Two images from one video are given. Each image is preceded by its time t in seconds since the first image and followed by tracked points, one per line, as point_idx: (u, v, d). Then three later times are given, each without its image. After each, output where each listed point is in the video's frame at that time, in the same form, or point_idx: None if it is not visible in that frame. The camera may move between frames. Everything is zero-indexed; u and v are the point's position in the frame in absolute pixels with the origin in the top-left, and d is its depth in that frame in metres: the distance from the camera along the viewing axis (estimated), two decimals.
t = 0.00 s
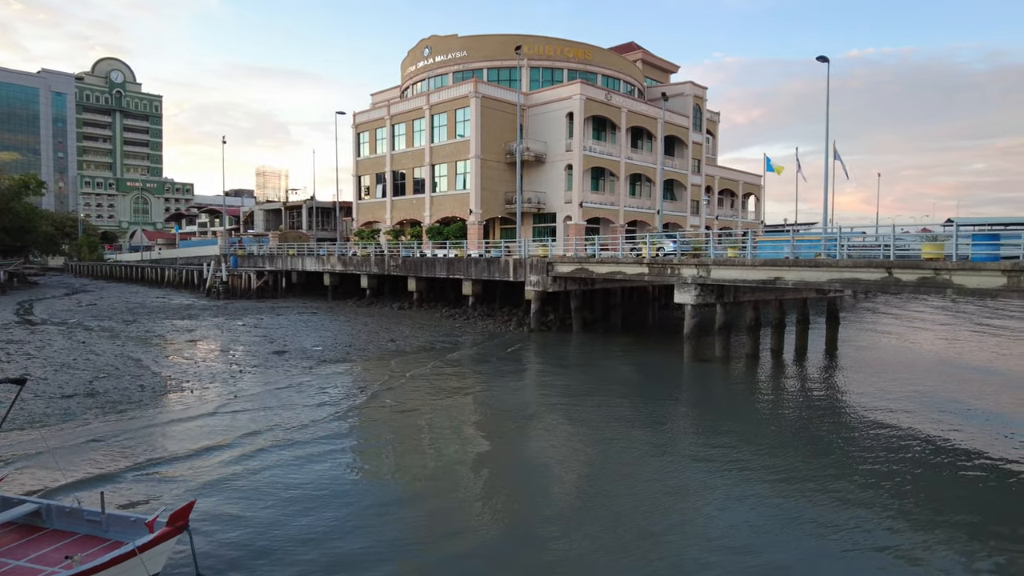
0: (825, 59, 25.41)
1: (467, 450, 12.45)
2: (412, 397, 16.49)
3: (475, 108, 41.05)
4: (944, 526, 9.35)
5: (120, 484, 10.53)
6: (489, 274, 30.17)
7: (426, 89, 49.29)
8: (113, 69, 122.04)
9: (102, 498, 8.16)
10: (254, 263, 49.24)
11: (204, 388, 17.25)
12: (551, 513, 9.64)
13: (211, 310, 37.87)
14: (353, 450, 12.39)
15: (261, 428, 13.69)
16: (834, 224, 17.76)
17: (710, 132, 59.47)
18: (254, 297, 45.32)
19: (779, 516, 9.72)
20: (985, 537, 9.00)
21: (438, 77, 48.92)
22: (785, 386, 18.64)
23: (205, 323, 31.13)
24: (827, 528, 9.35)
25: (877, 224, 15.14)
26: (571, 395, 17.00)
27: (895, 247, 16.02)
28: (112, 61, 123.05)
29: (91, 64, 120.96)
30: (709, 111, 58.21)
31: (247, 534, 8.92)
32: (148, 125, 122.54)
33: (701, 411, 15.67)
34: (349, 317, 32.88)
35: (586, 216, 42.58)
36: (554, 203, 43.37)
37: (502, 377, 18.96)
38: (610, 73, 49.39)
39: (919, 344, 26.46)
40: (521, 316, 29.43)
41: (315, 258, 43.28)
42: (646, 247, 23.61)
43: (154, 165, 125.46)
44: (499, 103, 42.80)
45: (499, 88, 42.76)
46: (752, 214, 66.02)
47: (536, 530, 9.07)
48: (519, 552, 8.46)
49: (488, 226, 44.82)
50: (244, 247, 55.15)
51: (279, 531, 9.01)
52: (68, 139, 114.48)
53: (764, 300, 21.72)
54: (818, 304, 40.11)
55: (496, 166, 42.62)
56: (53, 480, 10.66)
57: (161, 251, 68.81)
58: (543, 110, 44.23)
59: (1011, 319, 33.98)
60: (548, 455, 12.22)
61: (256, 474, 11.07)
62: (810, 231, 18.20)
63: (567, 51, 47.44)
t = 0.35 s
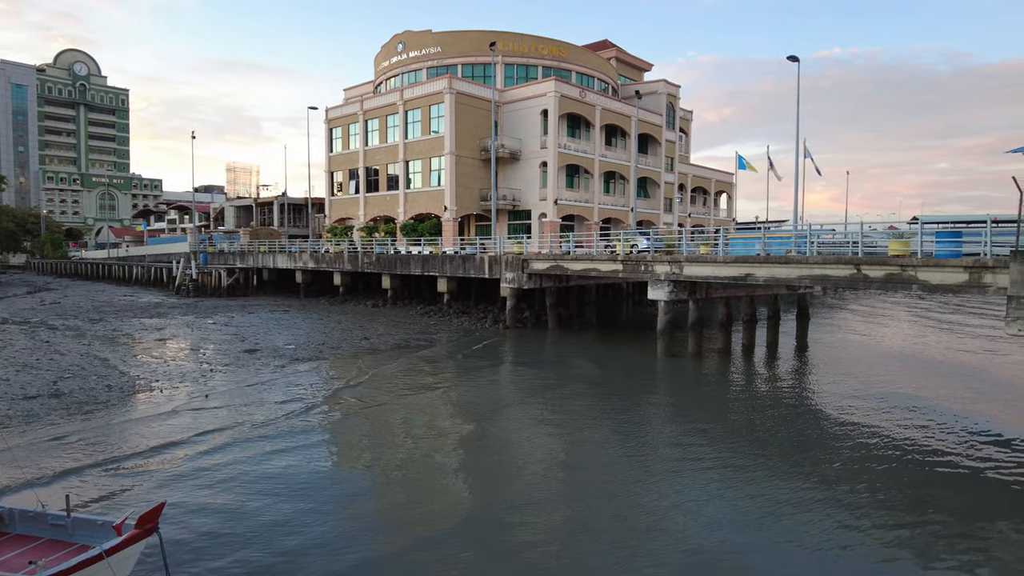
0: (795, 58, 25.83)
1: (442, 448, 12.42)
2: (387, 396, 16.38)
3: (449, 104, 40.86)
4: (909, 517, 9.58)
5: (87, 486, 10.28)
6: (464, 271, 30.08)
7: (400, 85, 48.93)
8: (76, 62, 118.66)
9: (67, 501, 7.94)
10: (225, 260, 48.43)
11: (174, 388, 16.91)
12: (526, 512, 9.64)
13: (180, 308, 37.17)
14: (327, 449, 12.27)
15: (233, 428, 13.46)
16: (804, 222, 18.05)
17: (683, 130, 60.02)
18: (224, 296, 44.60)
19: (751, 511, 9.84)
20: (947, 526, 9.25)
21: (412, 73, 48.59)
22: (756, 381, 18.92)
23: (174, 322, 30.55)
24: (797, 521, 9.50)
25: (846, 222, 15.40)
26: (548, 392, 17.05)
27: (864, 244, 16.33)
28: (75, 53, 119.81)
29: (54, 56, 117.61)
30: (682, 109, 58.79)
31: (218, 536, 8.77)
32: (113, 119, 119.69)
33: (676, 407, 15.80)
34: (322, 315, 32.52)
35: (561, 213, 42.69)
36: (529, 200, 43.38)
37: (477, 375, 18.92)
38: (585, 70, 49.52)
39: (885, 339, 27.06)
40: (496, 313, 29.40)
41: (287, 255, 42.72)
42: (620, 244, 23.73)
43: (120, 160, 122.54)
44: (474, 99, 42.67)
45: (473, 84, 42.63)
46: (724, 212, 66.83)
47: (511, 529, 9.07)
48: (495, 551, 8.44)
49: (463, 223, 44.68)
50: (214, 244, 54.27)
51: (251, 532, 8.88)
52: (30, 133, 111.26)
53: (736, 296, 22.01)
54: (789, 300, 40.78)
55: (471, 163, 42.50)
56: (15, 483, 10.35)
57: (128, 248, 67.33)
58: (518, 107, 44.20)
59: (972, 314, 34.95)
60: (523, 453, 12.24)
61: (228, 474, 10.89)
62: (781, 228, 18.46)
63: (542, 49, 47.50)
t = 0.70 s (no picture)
0: (768, 57, 26.17)
1: (416, 447, 12.31)
2: (362, 393, 16.30)
3: (424, 99, 40.63)
4: (877, 510, 9.79)
5: (55, 488, 10.06)
6: (440, 268, 29.96)
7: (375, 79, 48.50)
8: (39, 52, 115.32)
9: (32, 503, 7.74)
10: (196, 256, 47.60)
11: (144, 386, 16.60)
12: (502, 512, 9.58)
13: (150, 305, 36.50)
14: (302, 447, 12.17)
15: (205, 426, 13.27)
16: (775, 219, 18.32)
17: (658, 127, 60.46)
18: (195, 293, 43.85)
19: (725, 507, 9.94)
20: (914, 519, 9.45)
21: (387, 68, 48.20)
22: (728, 376, 19.17)
23: (144, 319, 29.98)
24: (769, 516, 9.63)
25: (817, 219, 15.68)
26: (523, 388, 17.05)
27: (834, 241, 16.66)
28: (39, 44, 116.52)
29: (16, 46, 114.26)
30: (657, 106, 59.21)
31: (189, 538, 8.63)
32: (79, 112, 116.72)
33: (652, 402, 15.96)
34: (295, 312, 32.17)
35: (537, 210, 42.73)
36: (505, 196, 43.35)
37: (453, 371, 18.91)
38: (561, 67, 49.62)
39: (854, 333, 27.60)
40: (472, 309, 29.35)
41: (260, 251, 42.16)
42: (595, 241, 23.83)
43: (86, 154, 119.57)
44: (449, 95, 42.50)
45: (449, 80, 42.45)
46: (698, 209, 67.50)
47: (487, 529, 9.02)
48: (471, 552, 8.38)
49: (439, 219, 44.50)
50: (185, 240, 53.37)
51: (223, 534, 8.75)
52: None
53: (709, 292, 22.27)
54: (761, 296, 41.39)
55: (446, 159, 42.34)
56: None
57: (95, 244, 65.84)
58: (493, 103, 44.12)
59: (936, 309, 35.83)
60: (498, 451, 12.19)
61: (199, 474, 10.73)
62: (753, 225, 18.70)
63: (517, 45, 47.46)
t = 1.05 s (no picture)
0: (743, 55, 26.40)
1: (392, 445, 12.23)
2: (339, 390, 16.21)
3: (400, 94, 40.34)
4: (847, 502, 9.98)
5: (20, 489, 9.82)
6: (417, 264, 29.81)
7: (350, 73, 48.03)
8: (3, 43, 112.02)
9: None
10: (167, 252, 46.77)
11: (114, 385, 16.29)
12: (479, 508, 9.58)
13: (120, 302, 35.83)
14: (276, 445, 12.07)
15: (177, 424, 13.08)
16: (749, 215, 18.52)
17: (634, 124, 60.75)
18: (167, 290, 43.13)
19: (700, 500, 10.04)
20: (883, 510, 9.65)
21: (362, 62, 47.76)
22: (703, 371, 19.38)
23: (114, 317, 29.41)
24: (742, 509, 9.75)
25: (790, 215, 15.90)
26: (500, 384, 17.05)
27: (807, 237, 16.90)
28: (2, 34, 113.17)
29: None
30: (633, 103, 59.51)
31: (158, 539, 8.49)
32: (45, 104, 113.78)
33: (630, 398, 16.07)
34: (270, 309, 31.79)
35: (514, 206, 42.72)
36: (482, 192, 43.27)
37: (430, 368, 18.86)
38: (537, 62, 49.59)
39: (826, 328, 28.06)
40: (450, 306, 29.27)
41: (233, 248, 41.56)
42: (572, 237, 23.88)
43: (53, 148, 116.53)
44: (425, 90, 42.25)
45: (425, 75, 42.20)
46: (674, 205, 68.03)
47: (463, 526, 9.01)
48: (448, 549, 8.37)
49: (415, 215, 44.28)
50: (156, 236, 52.44)
51: (192, 535, 8.62)
52: None
53: (684, 288, 22.47)
54: (735, 291, 41.89)
55: (423, 154, 42.12)
56: None
57: (63, 240, 64.33)
58: (470, 98, 43.97)
59: (905, 304, 36.57)
60: (476, 448, 12.15)
61: (171, 473, 10.58)
62: (728, 221, 18.88)
63: (494, 40, 47.34)
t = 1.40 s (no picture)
0: (721, 53, 26.64)
1: (373, 442, 12.13)
2: (317, 387, 16.13)
3: (379, 89, 40.06)
4: (823, 495, 10.15)
5: None
6: (396, 260, 29.65)
7: (327, 68, 47.58)
8: None
9: None
10: (141, 249, 46.00)
11: (87, 384, 16.01)
12: (462, 504, 9.55)
13: (92, 299, 35.21)
14: (254, 443, 11.97)
15: (152, 423, 12.91)
16: (726, 212, 18.72)
17: (613, 121, 60.98)
18: (141, 287, 42.45)
19: (681, 495, 10.13)
20: (856, 504, 9.84)
21: (340, 56, 47.35)
22: (681, 366, 19.57)
23: (87, 314, 28.88)
24: (721, 502, 9.88)
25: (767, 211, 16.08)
26: (481, 381, 17.06)
27: (783, 233, 17.12)
28: None
29: None
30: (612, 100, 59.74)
31: (135, 539, 8.38)
32: (13, 98, 111.12)
33: (608, 393, 16.21)
34: (246, 306, 31.44)
35: (494, 202, 42.68)
36: (462, 188, 43.14)
37: (410, 365, 18.82)
38: (516, 58, 49.53)
39: (802, 323, 28.43)
40: (429, 302, 29.17)
41: (209, 244, 40.99)
42: (552, 232, 23.91)
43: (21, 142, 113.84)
44: (404, 84, 42.00)
45: (404, 70, 41.95)
46: (652, 202, 68.45)
47: (446, 522, 8.98)
48: (432, 545, 8.33)
49: (395, 210, 44.04)
50: (130, 232, 51.54)
51: (170, 534, 8.53)
52: None
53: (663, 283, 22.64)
54: (713, 287, 42.28)
55: (402, 149, 41.88)
56: None
57: (33, 237, 62.96)
58: (449, 94, 43.80)
59: (880, 299, 37.14)
60: (455, 443, 12.19)
61: (146, 472, 10.44)
62: (705, 217, 19.04)
63: (473, 35, 47.20)
